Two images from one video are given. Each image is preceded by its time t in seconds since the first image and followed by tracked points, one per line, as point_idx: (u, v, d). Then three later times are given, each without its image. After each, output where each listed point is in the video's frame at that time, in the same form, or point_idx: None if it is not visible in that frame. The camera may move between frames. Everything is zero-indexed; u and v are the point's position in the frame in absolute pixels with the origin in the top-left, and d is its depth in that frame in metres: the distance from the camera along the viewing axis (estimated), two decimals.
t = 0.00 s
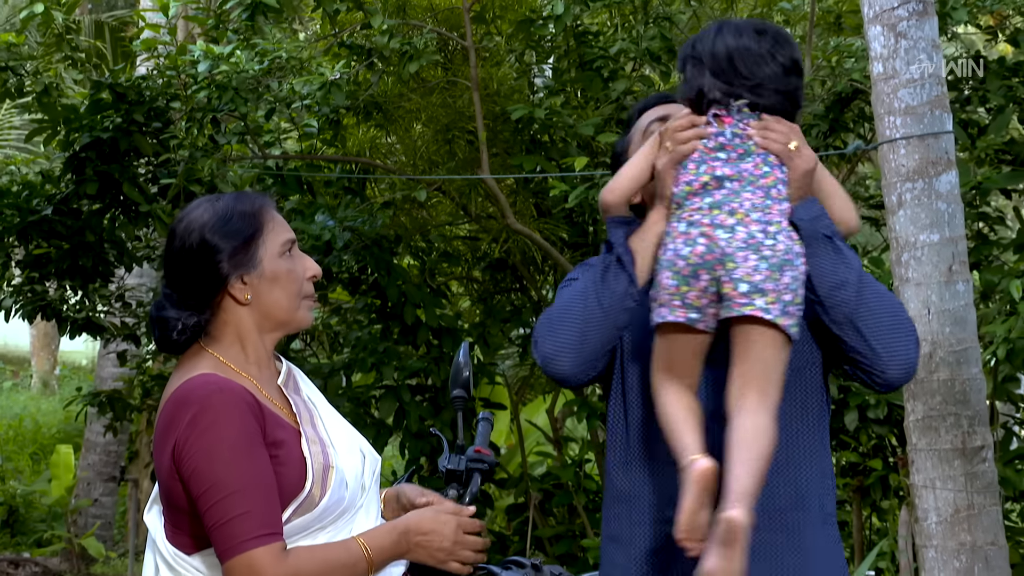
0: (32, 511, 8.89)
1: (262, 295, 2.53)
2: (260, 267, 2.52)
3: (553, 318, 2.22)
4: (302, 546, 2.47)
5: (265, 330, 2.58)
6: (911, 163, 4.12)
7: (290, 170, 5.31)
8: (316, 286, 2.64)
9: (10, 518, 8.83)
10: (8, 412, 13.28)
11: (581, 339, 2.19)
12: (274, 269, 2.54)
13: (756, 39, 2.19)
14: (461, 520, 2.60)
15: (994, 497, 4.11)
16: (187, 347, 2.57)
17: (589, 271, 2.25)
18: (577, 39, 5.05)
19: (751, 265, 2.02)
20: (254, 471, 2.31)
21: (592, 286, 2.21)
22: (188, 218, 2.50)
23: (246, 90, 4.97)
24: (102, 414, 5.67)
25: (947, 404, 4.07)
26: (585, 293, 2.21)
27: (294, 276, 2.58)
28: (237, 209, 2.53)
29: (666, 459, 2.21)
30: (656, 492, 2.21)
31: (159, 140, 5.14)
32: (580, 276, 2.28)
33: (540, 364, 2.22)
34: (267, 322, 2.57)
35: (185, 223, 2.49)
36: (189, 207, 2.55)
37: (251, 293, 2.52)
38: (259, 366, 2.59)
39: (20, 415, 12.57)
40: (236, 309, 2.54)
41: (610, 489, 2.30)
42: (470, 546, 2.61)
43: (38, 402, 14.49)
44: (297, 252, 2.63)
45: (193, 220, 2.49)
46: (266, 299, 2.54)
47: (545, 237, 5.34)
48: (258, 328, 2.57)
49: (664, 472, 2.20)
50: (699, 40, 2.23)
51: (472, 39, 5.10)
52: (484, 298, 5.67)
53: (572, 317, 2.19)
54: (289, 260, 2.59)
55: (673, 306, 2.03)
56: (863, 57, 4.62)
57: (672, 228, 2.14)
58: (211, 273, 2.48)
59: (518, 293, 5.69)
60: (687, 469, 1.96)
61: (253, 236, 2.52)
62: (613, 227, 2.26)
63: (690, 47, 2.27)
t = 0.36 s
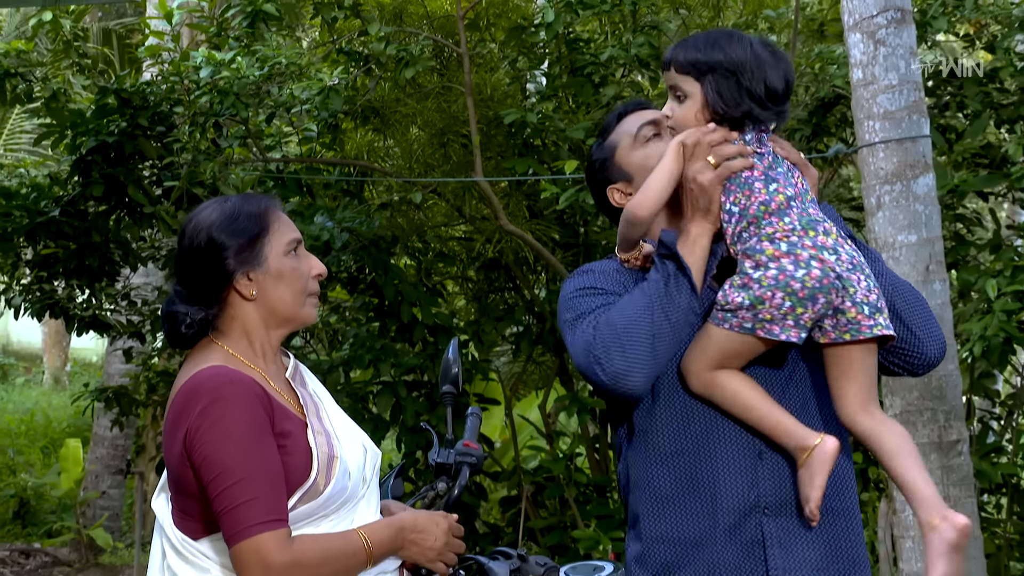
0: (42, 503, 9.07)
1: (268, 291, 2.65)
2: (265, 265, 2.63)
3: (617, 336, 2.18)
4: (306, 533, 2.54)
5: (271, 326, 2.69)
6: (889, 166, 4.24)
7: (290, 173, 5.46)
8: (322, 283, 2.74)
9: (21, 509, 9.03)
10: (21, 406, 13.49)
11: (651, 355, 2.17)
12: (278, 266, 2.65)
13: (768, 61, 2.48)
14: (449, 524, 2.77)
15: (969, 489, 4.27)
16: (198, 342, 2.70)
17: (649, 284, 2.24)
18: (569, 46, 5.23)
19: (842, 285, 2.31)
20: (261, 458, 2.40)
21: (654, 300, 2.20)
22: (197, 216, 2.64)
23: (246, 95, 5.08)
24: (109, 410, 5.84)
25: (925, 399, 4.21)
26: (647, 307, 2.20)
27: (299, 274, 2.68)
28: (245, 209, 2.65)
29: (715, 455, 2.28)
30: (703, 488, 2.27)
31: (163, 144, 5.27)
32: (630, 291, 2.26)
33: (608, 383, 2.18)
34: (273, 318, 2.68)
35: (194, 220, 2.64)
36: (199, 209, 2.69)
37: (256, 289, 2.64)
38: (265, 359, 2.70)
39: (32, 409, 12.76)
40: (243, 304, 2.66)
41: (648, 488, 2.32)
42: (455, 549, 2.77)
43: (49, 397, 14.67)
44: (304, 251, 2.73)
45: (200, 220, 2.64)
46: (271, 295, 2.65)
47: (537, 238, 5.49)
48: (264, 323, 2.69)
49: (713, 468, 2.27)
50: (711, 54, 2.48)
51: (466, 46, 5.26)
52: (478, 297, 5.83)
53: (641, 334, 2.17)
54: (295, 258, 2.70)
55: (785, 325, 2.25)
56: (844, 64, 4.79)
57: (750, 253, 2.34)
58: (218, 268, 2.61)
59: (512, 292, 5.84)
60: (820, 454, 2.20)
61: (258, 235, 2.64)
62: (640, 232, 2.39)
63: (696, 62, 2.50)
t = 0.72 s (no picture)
0: (58, 489, 9.28)
1: (270, 283, 2.77)
2: (268, 258, 2.75)
3: (659, 317, 2.33)
4: (308, 515, 2.60)
5: (275, 317, 2.82)
6: (871, 164, 4.39)
7: (296, 170, 5.64)
8: (324, 277, 2.86)
9: (38, 495, 9.27)
10: (39, 396, 13.72)
11: (684, 343, 2.34)
12: (282, 260, 2.78)
13: (771, 78, 2.76)
14: (445, 510, 2.83)
15: (948, 475, 4.41)
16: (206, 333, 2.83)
17: (691, 269, 2.41)
18: (564, 48, 5.44)
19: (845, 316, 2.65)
20: (263, 444, 2.46)
21: (692, 289, 2.38)
22: (205, 211, 2.79)
23: (252, 95, 5.26)
24: (121, 399, 6.04)
25: (905, 388, 4.36)
26: (686, 295, 2.37)
27: (302, 267, 2.81)
28: (250, 205, 2.79)
29: (707, 443, 2.45)
30: (697, 472, 2.44)
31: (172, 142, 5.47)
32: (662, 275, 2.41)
33: (643, 361, 2.31)
34: (277, 310, 2.81)
35: (202, 216, 2.79)
36: (208, 205, 2.83)
37: (259, 280, 2.77)
38: (270, 348, 2.83)
39: (49, 398, 12.98)
40: (248, 297, 2.79)
41: (641, 469, 2.47)
42: (450, 534, 2.84)
43: (67, 386, 14.91)
44: (307, 246, 2.86)
45: (208, 216, 2.78)
46: (275, 288, 2.78)
47: (534, 233, 5.68)
48: (268, 315, 2.81)
49: (707, 454, 2.45)
50: (730, 59, 2.71)
51: (464, 48, 5.48)
52: (476, 290, 5.99)
53: (678, 320, 2.34)
54: (298, 253, 2.82)
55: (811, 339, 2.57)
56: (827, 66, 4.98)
57: (789, 266, 2.60)
58: (222, 260, 2.74)
59: (510, 287, 6.02)
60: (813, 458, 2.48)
61: (262, 231, 2.77)
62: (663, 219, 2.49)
63: (716, 67, 2.71)
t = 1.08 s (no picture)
0: (76, 484, 9.39)
1: (272, 284, 2.73)
2: (271, 260, 2.72)
3: (684, 324, 2.47)
4: (309, 511, 2.59)
5: (279, 317, 2.77)
6: (869, 166, 4.48)
7: (307, 172, 5.75)
8: (328, 276, 2.81)
9: (58, 490, 9.40)
10: (59, 392, 13.91)
11: (703, 352, 2.50)
12: (284, 261, 2.74)
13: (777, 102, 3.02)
14: (447, 505, 2.79)
15: (944, 471, 4.49)
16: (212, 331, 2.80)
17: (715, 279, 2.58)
18: (570, 53, 5.54)
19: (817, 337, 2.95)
20: (266, 441, 2.45)
21: (712, 300, 2.54)
22: (210, 212, 2.78)
23: (264, 98, 5.37)
24: (136, 396, 6.18)
25: (902, 386, 4.43)
26: (707, 305, 2.52)
27: (305, 267, 2.76)
28: (254, 206, 2.76)
29: (693, 442, 2.64)
30: (685, 471, 2.63)
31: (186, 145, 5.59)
32: (682, 283, 2.55)
33: (669, 363, 2.45)
34: (280, 310, 2.76)
35: (207, 217, 2.77)
36: (213, 206, 2.81)
37: (261, 282, 2.73)
38: (274, 348, 2.78)
39: (68, 395, 13.17)
40: (251, 297, 2.75)
41: (629, 466, 2.63)
42: (452, 529, 2.81)
43: (86, 383, 15.12)
44: (311, 246, 2.82)
45: (213, 217, 2.76)
46: (277, 288, 2.74)
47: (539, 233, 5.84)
48: (272, 316, 2.77)
49: (693, 454, 2.64)
50: (754, 76, 2.94)
51: (471, 52, 5.60)
52: (483, 290, 6.11)
53: (700, 329, 2.50)
54: (301, 253, 2.78)
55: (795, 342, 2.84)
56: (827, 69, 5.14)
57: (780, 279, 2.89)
58: (227, 260, 2.71)
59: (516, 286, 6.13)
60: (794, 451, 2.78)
61: (265, 231, 2.73)
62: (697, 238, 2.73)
63: (739, 83, 2.93)
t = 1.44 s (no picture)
0: (80, 481, 9.46)
1: (266, 285, 2.78)
2: (264, 261, 2.76)
3: (680, 337, 2.51)
4: (303, 510, 2.62)
5: (273, 317, 2.82)
6: (863, 166, 4.49)
7: (307, 172, 5.80)
8: (321, 277, 2.84)
9: (61, 487, 9.46)
10: (62, 390, 13.99)
11: (698, 363, 2.54)
12: (277, 262, 2.77)
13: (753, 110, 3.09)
14: (439, 502, 2.82)
15: (937, 469, 4.50)
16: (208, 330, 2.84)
17: (705, 287, 2.62)
18: (568, 53, 5.59)
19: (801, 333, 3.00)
20: (260, 441, 2.48)
21: (706, 311, 2.58)
22: (202, 214, 2.81)
23: (264, 99, 5.41)
24: (138, 394, 6.23)
25: (896, 385, 4.44)
26: (701, 316, 2.56)
27: (298, 269, 2.80)
28: (246, 207, 2.80)
29: (689, 442, 2.67)
30: (683, 471, 2.66)
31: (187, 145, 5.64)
32: (676, 294, 2.59)
33: (668, 378, 2.49)
34: (274, 310, 2.80)
35: (200, 218, 2.81)
36: (208, 205, 2.84)
37: (255, 283, 2.77)
38: (268, 348, 2.83)
39: (72, 393, 13.26)
40: (244, 299, 2.79)
41: (628, 468, 2.65)
42: (444, 524, 2.84)
43: (89, 381, 15.22)
44: (305, 246, 2.85)
45: (207, 217, 2.79)
46: (270, 289, 2.78)
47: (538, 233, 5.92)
48: (266, 316, 2.81)
49: (691, 454, 2.67)
50: (733, 84, 2.98)
51: (470, 53, 5.66)
52: (483, 289, 6.14)
53: (695, 342, 2.54)
54: (295, 253, 2.81)
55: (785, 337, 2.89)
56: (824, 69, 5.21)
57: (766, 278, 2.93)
58: (221, 262, 2.75)
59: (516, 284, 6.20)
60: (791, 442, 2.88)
61: (259, 233, 2.76)
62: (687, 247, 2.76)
63: (725, 90, 2.97)
